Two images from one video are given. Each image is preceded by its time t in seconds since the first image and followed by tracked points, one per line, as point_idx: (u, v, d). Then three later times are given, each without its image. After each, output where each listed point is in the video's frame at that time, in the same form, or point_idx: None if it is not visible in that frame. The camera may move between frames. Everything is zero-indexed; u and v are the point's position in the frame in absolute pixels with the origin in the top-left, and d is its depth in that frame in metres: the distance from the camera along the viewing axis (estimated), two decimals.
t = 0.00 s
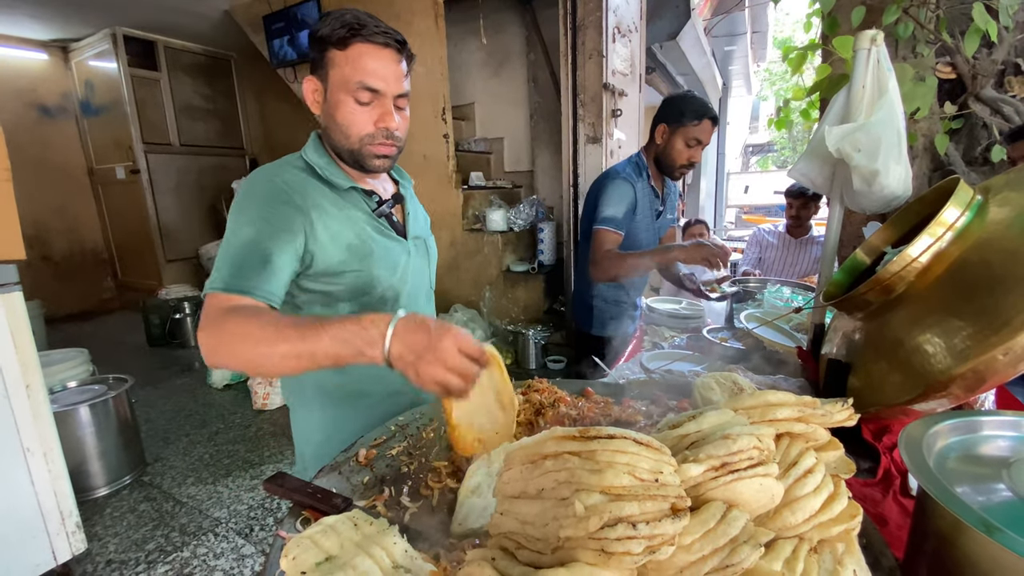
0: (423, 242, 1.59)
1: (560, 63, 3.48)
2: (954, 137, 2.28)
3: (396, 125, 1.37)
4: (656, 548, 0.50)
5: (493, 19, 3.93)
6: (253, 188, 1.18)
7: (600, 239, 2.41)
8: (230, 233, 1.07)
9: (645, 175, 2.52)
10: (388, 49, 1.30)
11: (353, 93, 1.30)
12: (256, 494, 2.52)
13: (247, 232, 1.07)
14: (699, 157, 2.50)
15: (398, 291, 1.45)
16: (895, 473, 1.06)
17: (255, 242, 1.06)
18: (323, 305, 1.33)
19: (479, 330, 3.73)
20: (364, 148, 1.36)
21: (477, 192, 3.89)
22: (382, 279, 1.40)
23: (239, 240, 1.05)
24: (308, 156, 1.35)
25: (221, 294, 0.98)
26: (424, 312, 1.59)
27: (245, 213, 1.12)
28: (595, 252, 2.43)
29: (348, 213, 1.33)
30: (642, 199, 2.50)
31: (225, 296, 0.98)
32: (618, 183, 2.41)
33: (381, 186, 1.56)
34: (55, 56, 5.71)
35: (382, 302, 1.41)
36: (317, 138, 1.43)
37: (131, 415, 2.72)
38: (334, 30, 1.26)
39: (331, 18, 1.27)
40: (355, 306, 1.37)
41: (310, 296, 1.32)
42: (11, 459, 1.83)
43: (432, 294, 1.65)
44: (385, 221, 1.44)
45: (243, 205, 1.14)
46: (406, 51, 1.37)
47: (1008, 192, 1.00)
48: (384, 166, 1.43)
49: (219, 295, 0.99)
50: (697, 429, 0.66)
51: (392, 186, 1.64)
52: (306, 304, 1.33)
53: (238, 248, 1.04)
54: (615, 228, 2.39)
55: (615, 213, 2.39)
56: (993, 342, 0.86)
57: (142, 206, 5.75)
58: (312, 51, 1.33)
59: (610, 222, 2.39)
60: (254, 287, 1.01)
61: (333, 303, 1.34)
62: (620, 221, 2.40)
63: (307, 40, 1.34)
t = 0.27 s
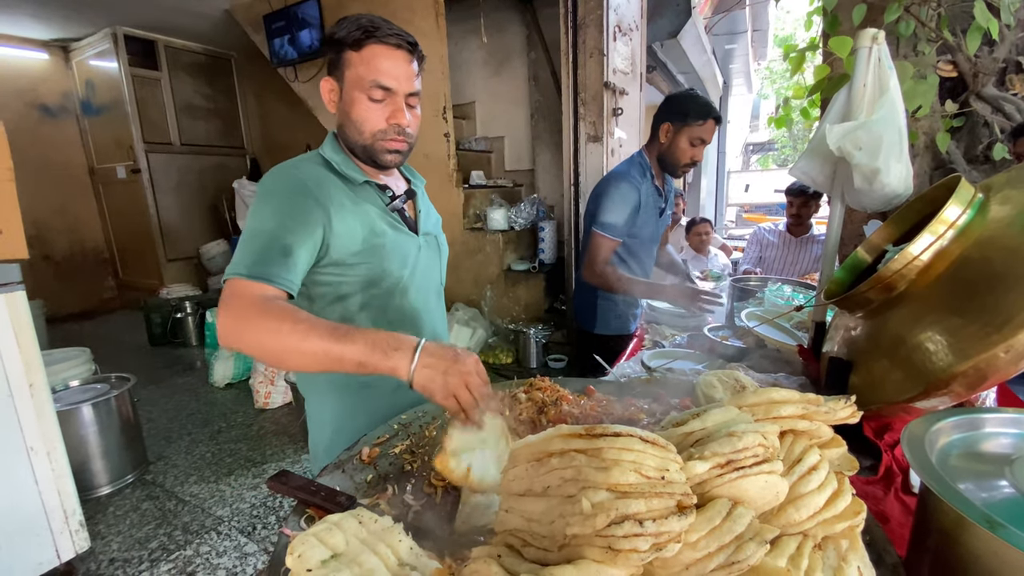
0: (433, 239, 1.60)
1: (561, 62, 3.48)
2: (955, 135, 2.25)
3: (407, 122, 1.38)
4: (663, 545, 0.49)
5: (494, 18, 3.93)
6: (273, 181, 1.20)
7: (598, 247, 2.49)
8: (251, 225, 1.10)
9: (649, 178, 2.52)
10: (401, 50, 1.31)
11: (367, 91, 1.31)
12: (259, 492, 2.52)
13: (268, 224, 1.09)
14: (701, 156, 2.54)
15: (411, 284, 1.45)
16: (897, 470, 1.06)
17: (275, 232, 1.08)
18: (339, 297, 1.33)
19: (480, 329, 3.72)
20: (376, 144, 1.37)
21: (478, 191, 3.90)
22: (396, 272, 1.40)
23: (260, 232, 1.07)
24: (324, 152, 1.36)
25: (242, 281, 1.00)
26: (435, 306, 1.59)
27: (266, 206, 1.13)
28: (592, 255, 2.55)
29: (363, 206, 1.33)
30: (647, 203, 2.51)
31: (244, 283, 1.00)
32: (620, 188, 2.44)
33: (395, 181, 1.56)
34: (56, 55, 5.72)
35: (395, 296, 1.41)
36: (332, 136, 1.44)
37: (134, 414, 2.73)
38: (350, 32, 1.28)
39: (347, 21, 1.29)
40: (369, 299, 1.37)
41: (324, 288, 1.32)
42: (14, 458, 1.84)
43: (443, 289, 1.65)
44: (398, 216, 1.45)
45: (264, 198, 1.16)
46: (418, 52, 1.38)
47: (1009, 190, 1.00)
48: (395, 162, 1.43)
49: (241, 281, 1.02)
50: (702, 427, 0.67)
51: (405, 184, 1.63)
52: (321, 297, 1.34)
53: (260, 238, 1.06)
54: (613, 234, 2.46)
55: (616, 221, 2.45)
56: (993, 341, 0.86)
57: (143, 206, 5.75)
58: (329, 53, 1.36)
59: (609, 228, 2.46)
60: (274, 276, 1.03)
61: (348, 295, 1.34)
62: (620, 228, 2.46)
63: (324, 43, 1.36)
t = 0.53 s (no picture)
0: (447, 241, 1.60)
1: (561, 60, 3.47)
2: (957, 132, 2.23)
3: (424, 120, 1.37)
4: (661, 540, 0.49)
5: (494, 16, 3.92)
6: (305, 193, 1.20)
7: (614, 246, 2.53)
8: (294, 244, 1.13)
9: (654, 176, 2.56)
10: (418, 47, 1.31)
11: (384, 89, 1.31)
12: (261, 491, 2.53)
13: (311, 243, 1.13)
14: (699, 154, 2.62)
15: (428, 289, 1.45)
16: (899, 467, 1.06)
17: (324, 252, 1.13)
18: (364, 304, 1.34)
19: (481, 328, 3.77)
20: (393, 141, 1.36)
21: (478, 190, 3.90)
22: (418, 278, 1.40)
23: (306, 251, 1.12)
24: (347, 157, 1.35)
25: (304, 301, 1.09)
26: (448, 308, 1.60)
27: (309, 222, 1.15)
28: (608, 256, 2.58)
29: (388, 213, 1.33)
30: (655, 202, 2.55)
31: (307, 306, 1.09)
32: (634, 190, 2.43)
33: (410, 187, 1.57)
34: (57, 55, 5.73)
35: (413, 301, 1.42)
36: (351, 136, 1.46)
37: (136, 413, 2.73)
38: (367, 30, 1.29)
39: (364, 20, 1.30)
40: (388, 305, 1.38)
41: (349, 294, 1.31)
42: (17, 456, 1.84)
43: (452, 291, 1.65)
44: (417, 221, 1.45)
45: (300, 212, 1.17)
46: (433, 50, 1.38)
47: (1012, 186, 1.00)
48: (412, 159, 1.42)
49: (305, 302, 1.09)
50: (701, 423, 0.67)
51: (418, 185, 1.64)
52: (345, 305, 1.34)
53: (307, 259, 1.11)
54: (627, 234, 2.49)
55: (633, 222, 2.48)
56: (997, 337, 0.86)
57: (144, 206, 5.76)
58: (348, 53, 1.36)
59: (626, 230, 2.48)
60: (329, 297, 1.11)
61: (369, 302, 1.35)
62: (635, 228, 2.49)
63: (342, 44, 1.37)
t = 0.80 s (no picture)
0: (456, 248, 1.61)
1: (561, 60, 3.48)
2: (958, 130, 2.25)
3: (445, 132, 1.39)
4: (667, 547, 0.50)
5: (494, 17, 3.93)
6: (326, 204, 1.21)
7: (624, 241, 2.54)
8: (316, 254, 1.13)
9: (657, 172, 2.62)
10: (442, 60, 1.31)
11: (407, 101, 1.30)
12: (263, 492, 2.54)
13: (333, 253, 1.12)
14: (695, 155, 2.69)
15: (438, 297, 1.47)
16: (900, 466, 1.06)
17: (342, 260, 1.11)
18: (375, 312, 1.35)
19: (483, 329, 3.81)
20: (416, 154, 1.38)
21: (479, 190, 3.90)
22: (429, 286, 1.42)
23: (328, 260, 1.11)
24: (364, 166, 1.36)
25: (324, 312, 1.07)
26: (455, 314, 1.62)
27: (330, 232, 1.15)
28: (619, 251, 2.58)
29: (403, 223, 1.34)
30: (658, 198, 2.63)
31: (327, 316, 1.06)
32: (643, 185, 2.49)
33: (424, 195, 1.59)
34: (59, 59, 5.76)
35: (425, 308, 1.44)
36: (367, 143, 1.45)
37: (139, 415, 2.74)
38: (390, 41, 1.28)
39: (387, 30, 1.29)
40: (401, 313, 1.40)
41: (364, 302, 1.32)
42: (21, 458, 1.85)
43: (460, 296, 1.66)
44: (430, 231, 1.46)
45: (321, 223, 1.17)
46: (456, 62, 1.38)
47: (1011, 184, 1.00)
48: (431, 172, 1.44)
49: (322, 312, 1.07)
50: (707, 426, 0.67)
51: (431, 192, 1.66)
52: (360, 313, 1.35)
53: (329, 268, 1.10)
54: (638, 227, 2.53)
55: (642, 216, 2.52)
56: (995, 335, 0.86)
57: (146, 208, 5.78)
58: (368, 60, 1.35)
59: (637, 223, 2.52)
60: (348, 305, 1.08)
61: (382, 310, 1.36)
62: (644, 220, 2.54)
63: (363, 50, 1.35)
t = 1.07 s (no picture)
0: (455, 247, 1.62)
1: (561, 60, 3.48)
2: (958, 128, 2.25)
3: (440, 126, 1.38)
4: (655, 537, 0.50)
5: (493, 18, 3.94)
6: (317, 189, 1.21)
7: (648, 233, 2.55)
8: (299, 229, 1.13)
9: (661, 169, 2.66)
10: (439, 55, 1.32)
11: (404, 95, 1.32)
12: (265, 493, 2.54)
13: (315, 227, 1.13)
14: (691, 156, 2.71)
15: (433, 293, 1.47)
16: (898, 464, 1.06)
17: (322, 237, 1.11)
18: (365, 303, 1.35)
19: (483, 329, 3.76)
20: (411, 148, 1.38)
21: (479, 191, 3.90)
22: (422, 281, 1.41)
23: (308, 234, 1.11)
24: (363, 158, 1.37)
25: (288, 284, 1.04)
26: (454, 313, 1.61)
27: (313, 213, 1.16)
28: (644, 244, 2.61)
29: (395, 216, 1.35)
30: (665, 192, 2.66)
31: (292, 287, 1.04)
32: (658, 179, 2.52)
33: (424, 191, 1.58)
34: (60, 61, 5.78)
35: (418, 303, 1.43)
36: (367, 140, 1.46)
37: (140, 416, 2.75)
38: (390, 38, 1.30)
39: (387, 27, 1.31)
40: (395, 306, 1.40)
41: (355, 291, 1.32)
42: (24, 460, 1.86)
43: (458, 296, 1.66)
44: (425, 226, 1.46)
45: (309, 206, 1.18)
46: (452, 58, 1.39)
47: (1009, 181, 1.00)
48: (428, 166, 1.44)
49: (287, 283, 1.05)
50: (696, 420, 0.67)
51: (431, 191, 1.66)
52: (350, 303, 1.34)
53: (307, 242, 1.10)
54: (658, 218, 2.56)
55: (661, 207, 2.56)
56: (993, 332, 0.86)
57: (147, 210, 5.79)
58: (369, 58, 1.37)
59: (656, 215, 2.55)
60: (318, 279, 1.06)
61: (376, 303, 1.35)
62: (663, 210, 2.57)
63: (363, 49, 1.38)
